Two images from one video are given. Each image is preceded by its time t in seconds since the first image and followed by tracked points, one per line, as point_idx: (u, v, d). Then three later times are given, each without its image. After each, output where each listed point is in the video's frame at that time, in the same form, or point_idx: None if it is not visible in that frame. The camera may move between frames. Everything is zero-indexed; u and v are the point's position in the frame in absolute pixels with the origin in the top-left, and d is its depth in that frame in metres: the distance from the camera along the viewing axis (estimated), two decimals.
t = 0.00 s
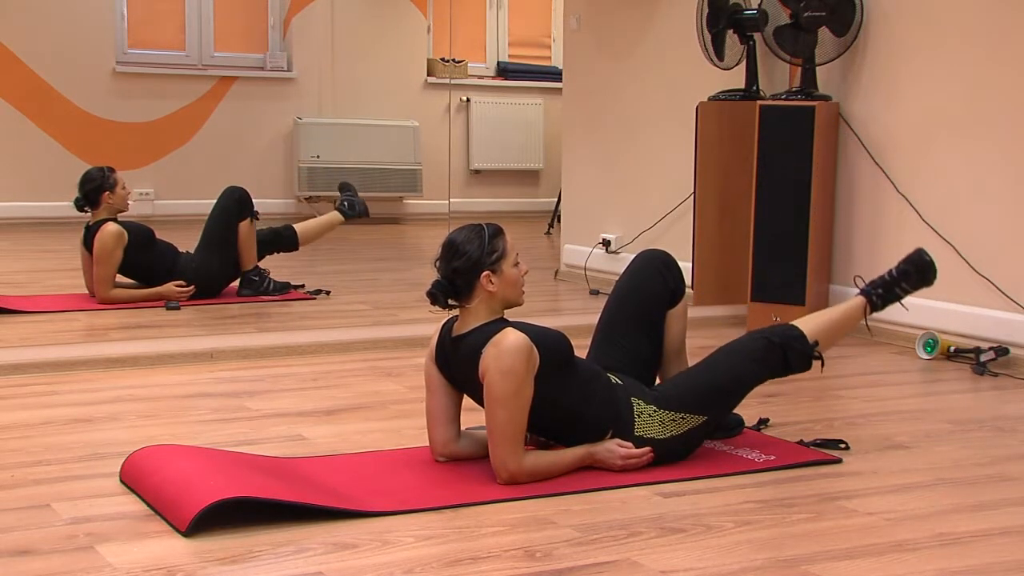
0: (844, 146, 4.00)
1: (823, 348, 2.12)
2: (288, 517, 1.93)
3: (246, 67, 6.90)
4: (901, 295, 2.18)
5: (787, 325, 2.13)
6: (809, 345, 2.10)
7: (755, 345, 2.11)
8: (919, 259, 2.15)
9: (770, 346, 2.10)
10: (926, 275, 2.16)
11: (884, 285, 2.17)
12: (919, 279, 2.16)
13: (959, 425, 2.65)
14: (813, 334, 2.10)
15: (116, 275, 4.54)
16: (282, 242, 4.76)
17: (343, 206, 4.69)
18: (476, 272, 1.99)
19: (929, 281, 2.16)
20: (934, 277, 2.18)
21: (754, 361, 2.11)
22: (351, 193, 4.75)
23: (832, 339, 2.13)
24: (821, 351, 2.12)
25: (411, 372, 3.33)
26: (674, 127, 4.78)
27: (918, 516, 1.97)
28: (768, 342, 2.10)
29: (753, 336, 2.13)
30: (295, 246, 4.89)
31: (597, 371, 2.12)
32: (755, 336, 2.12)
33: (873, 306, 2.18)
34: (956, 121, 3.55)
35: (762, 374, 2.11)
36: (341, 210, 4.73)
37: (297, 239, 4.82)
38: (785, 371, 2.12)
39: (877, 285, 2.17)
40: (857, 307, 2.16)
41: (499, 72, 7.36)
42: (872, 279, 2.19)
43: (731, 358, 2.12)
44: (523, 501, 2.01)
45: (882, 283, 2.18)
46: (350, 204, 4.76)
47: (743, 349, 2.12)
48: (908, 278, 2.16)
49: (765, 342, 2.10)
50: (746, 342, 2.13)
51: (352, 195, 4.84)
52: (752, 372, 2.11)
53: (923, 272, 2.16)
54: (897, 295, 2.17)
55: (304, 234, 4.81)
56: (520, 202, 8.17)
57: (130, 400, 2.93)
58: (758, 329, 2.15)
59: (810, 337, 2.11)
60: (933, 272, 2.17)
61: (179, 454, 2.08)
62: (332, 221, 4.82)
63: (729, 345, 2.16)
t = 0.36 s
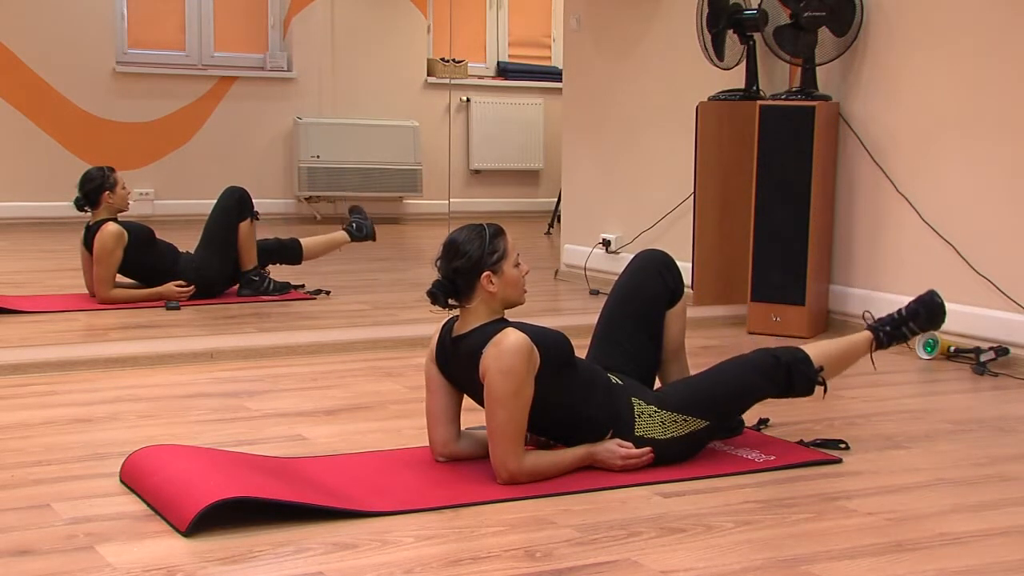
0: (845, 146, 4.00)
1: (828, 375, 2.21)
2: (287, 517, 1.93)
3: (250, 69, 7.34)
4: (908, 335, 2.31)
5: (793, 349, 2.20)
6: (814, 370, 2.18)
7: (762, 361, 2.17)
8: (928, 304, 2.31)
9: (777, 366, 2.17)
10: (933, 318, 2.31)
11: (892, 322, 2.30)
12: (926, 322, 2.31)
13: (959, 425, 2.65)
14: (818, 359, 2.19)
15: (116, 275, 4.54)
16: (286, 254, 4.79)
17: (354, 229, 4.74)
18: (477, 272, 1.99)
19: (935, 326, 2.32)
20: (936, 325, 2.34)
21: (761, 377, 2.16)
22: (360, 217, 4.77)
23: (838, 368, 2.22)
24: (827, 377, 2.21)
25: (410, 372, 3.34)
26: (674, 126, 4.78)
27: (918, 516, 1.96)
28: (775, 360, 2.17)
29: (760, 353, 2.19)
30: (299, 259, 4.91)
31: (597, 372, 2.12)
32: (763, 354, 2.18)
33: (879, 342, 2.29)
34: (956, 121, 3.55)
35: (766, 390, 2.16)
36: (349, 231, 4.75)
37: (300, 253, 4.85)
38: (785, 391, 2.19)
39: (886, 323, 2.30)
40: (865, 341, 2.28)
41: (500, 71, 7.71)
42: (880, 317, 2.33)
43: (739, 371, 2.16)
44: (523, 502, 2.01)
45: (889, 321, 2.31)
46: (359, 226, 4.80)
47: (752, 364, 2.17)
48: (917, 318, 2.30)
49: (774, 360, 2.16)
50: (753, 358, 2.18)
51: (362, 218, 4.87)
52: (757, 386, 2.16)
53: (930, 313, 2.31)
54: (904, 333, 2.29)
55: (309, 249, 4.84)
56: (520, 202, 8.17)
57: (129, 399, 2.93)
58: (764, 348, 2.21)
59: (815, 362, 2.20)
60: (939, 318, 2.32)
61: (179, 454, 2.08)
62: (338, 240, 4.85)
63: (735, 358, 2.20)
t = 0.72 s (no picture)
0: (845, 146, 4.00)
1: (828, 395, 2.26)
2: (287, 516, 1.93)
3: (253, 72, 7.30)
4: (910, 362, 2.36)
5: (796, 364, 2.23)
6: (816, 388, 2.21)
7: (766, 374, 2.19)
8: (934, 334, 2.35)
9: (781, 379, 2.19)
10: (938, 349, 2.36)
11: (898, 348, 2.35)
12: (931, 351, 2.35)
13: (959, 425, 2.65)
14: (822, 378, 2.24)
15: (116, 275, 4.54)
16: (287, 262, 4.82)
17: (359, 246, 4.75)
18: (478, 272, 1.98)
19: (940, 356, 2.36)
20: (941, 354, 2.39)
21: (763, 389, 2.18)
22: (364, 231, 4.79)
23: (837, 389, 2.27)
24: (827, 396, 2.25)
25: (410, 372, 3.34)
26: (673, 126, 4.78)
27: (918, 516, 1.96)
28: (779, 373, 2.19)
29: (765, 366, 2.21)
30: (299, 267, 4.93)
31: (597, 372, 2.12)
32: (767, 367, 2.21)
33: (882, 367, 2.34)
34: (956, 120, 3.55)
35: (767, 402, 2.19)
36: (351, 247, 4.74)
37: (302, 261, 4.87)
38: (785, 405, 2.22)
39: (890, 348, 2.35)
40: (868, 365, 2.33)
41: (499, 71, 7.63)
42: (886, 341, 2.37)
43: (742, 381, 2.18)
44: (523, 501, 2.01)
45: (894, 346, 2.36)
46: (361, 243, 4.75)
47: (756, 375, 2.19)
48: (922, 346, 2.35)
49: (778, 373, 2.19)
50: (756, 369, 2.20)
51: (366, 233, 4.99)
52: (758, 398, 2.18)
53: (936, 342, 2.35)
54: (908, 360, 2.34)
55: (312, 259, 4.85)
56: (520, 202, 8.16)
57: (129, 400, 2.93)
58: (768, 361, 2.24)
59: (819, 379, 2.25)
60: (943, 348, 2.37)
61: (179, 454, 2.08)
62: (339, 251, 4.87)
63: (737, 367, 2.22)
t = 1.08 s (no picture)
0: (844, 146, 4.00)
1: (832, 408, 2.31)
2: (287, 517, 1.93)
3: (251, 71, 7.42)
4: (915, 381, 2.39)
5: (799, 375, 2.27)
6: (819, 398, 2.24)
7: (769, 382, 2.22)
8: (938, 353, 2.39)
9: (784, 387, 2.22)
10: (942, 368, 2.39)
11: (901, 366, 2.39)
12: (936, 370, 2.38)
13: (959, 426, 2.64)
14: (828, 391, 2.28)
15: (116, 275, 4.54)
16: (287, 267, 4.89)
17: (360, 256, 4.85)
18: (478, 272, 1.98)
19: (945, 376, 2.39)
20: (947, 375, 2.42)
21: (765, 395, 2.21)
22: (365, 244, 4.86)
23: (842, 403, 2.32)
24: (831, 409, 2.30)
25: (410, 372, 3.33)
26: (673, 126, 4.78)
27: (918, 516, 1.96)
28: (784, 381, 2.22)
29: (768, 374, 2.24)
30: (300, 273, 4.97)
31: (597, 372, 2.12)
32: (770, 375, 2.23)
33: (886, 384, 2.38)
34: (956, 120, 3.55)
35: (770, 408, 2.21)
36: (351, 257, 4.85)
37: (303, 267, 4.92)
38: (786, 414, 2.24)
39: (894, 366, 2.39)
40: (873, 381, 2.37)
41: (499, 71, 7.40)
42: (891, 360, 2.42)
43: (746, 386, 2.20)
44: (523, 501, 2.01)
45: (899, 364, 2.40)
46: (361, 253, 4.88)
47: (760, 382, 2.21)
48: (927, 365, 2.39)
49: (783, 381, 2.22)
50: (760, 376, 2.23)
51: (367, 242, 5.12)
52: (761, 404, 2.20)
53: (940, 361, 2.38)
54: (912, 378, 2.38)
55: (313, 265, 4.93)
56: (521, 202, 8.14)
57: (129, 400, 2.93)
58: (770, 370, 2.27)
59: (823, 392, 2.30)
60: (949, 369, 2.40)
61: (179, 454, 2.08)
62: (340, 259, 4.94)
63: (739, 373, 2.24)
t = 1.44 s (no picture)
0: (845, 146, 4.00)
1: (832, 419, 2.36)
2: (287, 516, 1.93)
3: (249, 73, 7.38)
4: (917, 395, 2.42)
5: (801, 384, 2.28)
6: (819, 408, 2.26)
7: (771, 388, 2.23)
8: (941, 369, 2.41)
9: (786, 393, 2.24)
10: (945, 383, 2.40)
11: (904, 379, 2.43)
12: (938, 385, 2.40)
13: (959, 426, 2.64)
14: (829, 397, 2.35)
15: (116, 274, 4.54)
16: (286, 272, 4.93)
17: (360, 264, 4.92)
18: (477, 271, 1.98)
19: (947, 392, 2.41)
20: (951, 391, 2.43)
21: (766, 401, 2.22)
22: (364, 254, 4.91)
23: (842, 414, 2.37)
24: (830, 419, 2.35)
25: (410, 372, 3.33)
26: (674, 125, 4.78)
27: (918, 516, 1.97)
28: (787, 388, 2.23)
29: (770, 380, 2.25)
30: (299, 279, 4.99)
31: (597, 372, 2.12)
32: (772, 382, 2.25)
33: (887, 397, 2.42)
34: (956, 120, 3.55)
35: (770, 414, 2.22)
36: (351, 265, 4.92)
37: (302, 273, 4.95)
38: (786, 421, 2.25)
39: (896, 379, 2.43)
40: (872, 394, 2.41)
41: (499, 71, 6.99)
42: (894, 373, 2.45)
43: (749, 391, 2.21)
44: (523, 501, 2.01)
45: (901, 378, 2.44)
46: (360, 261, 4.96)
47: (762, 388, 2.22)
48: (930, 379, 2.41)
49: (785, 388, 2.23)
50: (761, 382, 2.24)
51: (367, 251, 5.19)
52: (761, 409, 2.21)
53: (943, 376, 2.40)
54: (913, 393, 2.41)
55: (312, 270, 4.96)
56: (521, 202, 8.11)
57: (130, 400, 2.93)
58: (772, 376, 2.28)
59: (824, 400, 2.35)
60: (953, 384, 2.41)
61: (178, 454, 2.08)
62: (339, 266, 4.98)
63: (741, 379, 2.25)
